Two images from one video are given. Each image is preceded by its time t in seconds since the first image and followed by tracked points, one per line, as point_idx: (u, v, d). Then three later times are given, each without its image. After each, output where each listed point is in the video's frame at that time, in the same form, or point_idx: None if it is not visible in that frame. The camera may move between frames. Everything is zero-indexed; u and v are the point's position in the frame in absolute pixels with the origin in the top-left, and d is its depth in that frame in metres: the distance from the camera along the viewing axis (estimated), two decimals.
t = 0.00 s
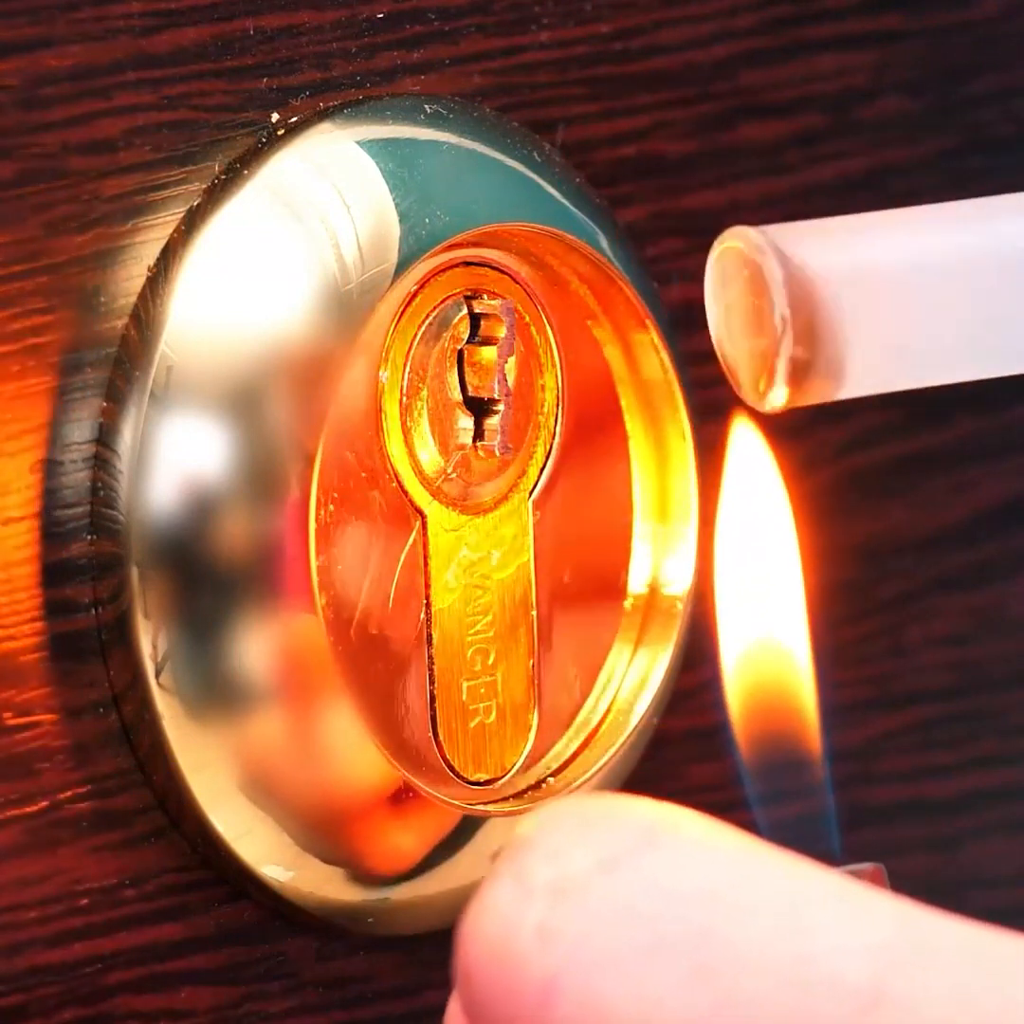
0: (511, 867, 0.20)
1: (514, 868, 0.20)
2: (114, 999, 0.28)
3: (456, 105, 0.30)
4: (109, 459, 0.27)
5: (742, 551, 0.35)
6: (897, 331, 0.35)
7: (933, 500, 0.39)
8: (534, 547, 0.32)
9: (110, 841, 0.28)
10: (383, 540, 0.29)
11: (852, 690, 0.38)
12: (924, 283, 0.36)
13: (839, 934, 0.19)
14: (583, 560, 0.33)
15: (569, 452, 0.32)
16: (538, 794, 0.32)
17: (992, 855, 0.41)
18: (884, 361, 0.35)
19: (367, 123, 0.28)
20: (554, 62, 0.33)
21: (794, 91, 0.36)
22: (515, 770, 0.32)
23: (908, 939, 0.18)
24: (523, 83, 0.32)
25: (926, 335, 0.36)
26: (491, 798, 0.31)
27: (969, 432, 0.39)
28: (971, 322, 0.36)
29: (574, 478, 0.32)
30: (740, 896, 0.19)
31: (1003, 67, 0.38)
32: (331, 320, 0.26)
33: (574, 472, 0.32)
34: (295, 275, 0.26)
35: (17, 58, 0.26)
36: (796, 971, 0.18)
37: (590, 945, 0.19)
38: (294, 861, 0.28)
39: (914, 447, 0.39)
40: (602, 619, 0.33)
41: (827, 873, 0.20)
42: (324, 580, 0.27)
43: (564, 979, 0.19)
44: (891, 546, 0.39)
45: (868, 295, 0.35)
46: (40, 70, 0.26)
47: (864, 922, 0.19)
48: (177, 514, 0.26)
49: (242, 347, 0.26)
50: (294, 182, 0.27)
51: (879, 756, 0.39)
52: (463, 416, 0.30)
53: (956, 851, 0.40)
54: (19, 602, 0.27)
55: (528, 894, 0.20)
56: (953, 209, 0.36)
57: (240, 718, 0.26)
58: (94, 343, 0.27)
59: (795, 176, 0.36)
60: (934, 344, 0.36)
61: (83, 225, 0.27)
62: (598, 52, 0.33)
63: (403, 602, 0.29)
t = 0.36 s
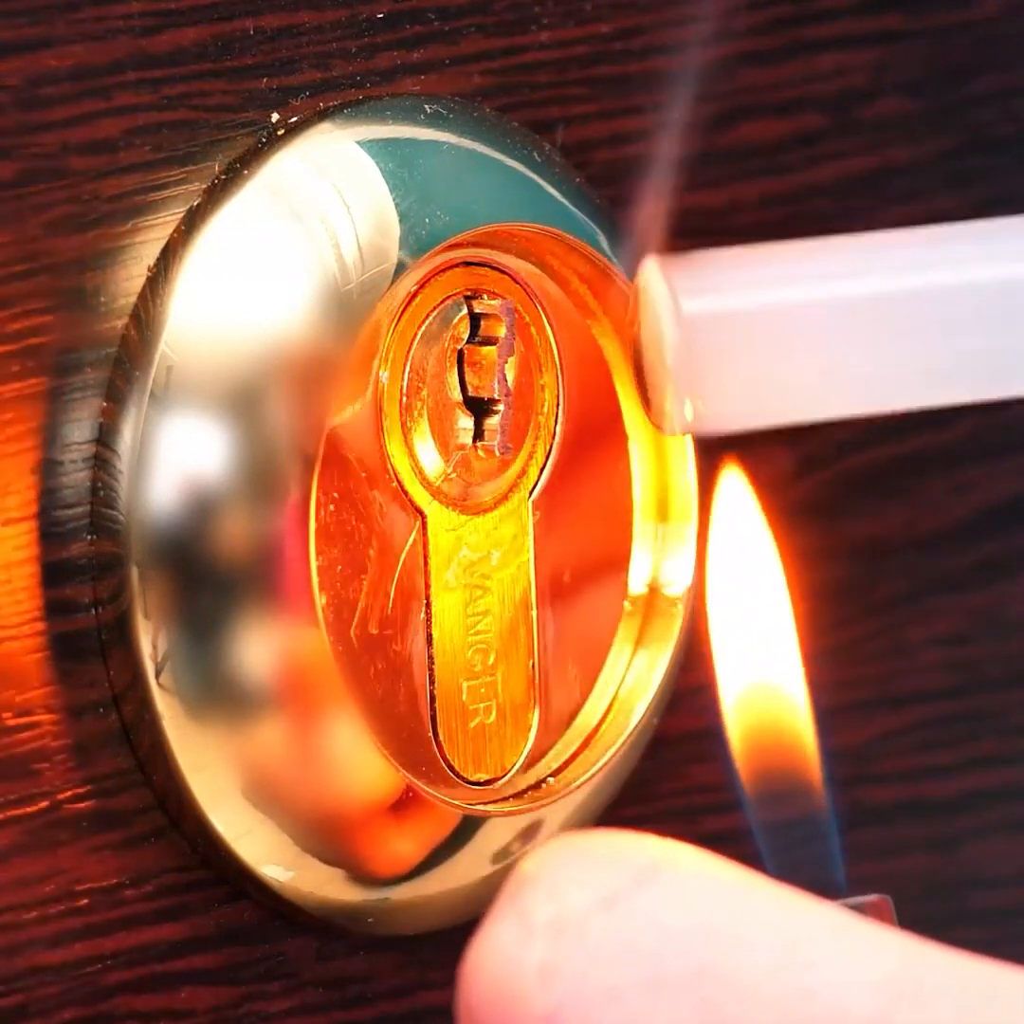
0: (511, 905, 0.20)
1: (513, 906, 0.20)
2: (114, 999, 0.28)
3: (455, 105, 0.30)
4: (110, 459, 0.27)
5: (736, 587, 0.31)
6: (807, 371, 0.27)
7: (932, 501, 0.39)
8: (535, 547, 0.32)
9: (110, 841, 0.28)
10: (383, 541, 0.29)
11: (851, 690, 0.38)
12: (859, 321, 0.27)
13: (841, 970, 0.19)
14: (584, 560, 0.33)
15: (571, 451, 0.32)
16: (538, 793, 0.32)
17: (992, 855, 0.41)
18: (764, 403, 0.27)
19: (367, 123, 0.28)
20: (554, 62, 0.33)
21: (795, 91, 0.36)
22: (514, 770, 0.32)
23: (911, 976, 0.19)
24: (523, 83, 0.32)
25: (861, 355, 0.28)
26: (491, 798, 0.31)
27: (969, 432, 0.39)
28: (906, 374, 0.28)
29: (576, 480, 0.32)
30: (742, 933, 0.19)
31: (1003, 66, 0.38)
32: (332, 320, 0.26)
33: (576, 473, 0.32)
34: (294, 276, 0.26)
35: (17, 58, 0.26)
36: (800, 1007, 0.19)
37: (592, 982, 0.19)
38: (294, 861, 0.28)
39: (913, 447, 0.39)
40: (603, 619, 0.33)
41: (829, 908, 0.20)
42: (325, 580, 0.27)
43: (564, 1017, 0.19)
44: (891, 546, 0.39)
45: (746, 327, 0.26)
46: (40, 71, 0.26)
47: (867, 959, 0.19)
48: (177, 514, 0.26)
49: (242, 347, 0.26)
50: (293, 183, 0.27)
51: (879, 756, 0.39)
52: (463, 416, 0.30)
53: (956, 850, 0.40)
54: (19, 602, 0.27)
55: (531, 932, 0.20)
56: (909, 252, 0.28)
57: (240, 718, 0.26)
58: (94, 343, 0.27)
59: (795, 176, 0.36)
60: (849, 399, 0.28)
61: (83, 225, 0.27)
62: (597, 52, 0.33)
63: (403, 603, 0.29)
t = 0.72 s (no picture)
0: (474, 960, 0.22)
1: (478, 960, 0.22)
2: (114, 999, 0.28)
3: (456, 105, 0.30)
4: (110, 459, 0.27)
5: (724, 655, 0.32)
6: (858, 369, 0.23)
7: (931, 501, 0.39)
8: (535, 547, 0.32)
9: (110, 841, 0.28)
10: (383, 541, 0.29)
11: (851, 691, 0.38)
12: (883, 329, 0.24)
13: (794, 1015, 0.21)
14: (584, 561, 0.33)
15: (571, 451, 0.32)
16: (538, 793, 0.32)
17: (991, 855, 0.41)
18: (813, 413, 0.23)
19: (367, 123, 0.28)
20: (554, 62, 0.33)
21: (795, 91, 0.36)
22: (513, 770, 0.32)
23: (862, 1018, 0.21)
24: (524, 83, 0.32)
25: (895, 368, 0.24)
26: (490, 798, 0.31)
27: (968, 432, 0.39)
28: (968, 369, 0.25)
29: (576, 481, 0.32)
30: (700, 983, 0.21)
31: (1002, 66, 0.38)
32: (332, 320, 0.26)
33: (576, 473, 0.32)
34: (294, 276, 0.26)
35: (18, 58, 0.26)
36: None
37: None
38: (294, 860, 0.28)
39: (913, 447, 0.39)
40: (603, 620, 0.33)
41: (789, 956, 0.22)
42: (325, 581, 0.27)
43: None
44: (891, 546, 0.39)
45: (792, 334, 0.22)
46: (41, 71, 0.26)
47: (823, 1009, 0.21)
48: (176, 515, 0.26)
49: (241, 347, 0.26)
50: (293, 183, 0.27)
51: (877, 756, 0.39)
52: (463, 416, 0.30)
53: (955, 850, 0.40)
54: (19, 602, 0.27)
55: (494, 984, 0.22)
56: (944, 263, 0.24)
57: (239, 717, 0.26)
58: (94, 343, 0.27)
59: (795, 177, 0.36)
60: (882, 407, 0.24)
61: (84, 225, 0.27)
62: (597, 52, 0.33)
63: (402, 604, 0.29)
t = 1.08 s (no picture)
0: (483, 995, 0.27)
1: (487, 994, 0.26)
2: (115, 999, 0.28)
3: (456, 105, 0.30)
4: (110, 459, 0.27)
5: (725, 708, 0.36)
6: (909, 379, 0.30)
7: (931, 501, 0.39)
8: (535, 547, 0.32)
9: (110, 840, 0.28)
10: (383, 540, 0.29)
11: (852, 691, 0.38)
12: (893, 328, 0.30)
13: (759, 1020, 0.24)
14: (582, 560, 0.33)
15: (569, 451, 0.32)
16: (538, 794, 0.32)
17: (991, 855, 0.41)
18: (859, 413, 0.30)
19: (366, 122, 0.28)
20: (554, 62, 0.33)
21: (795, 92, 0.36)
22: (513, 770, 0.32)
23: None
24: (524, 83, 0.32)
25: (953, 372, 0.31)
26: (490, 799, 0.31)
27: (967, 432, 0.39)
28: (985, 358, 0.31)
29: (575, 480, 0.32)
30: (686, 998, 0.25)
31: (1001, 66, 0.38)
32: (332, 321, 0.26)
33: (574, 473, 0.32)
34: (294, 276, 0.26)
35: (18, 58, 0.26)
36: None
37: None
38: (293, 860, 0.28)
39: (914, 447, 0.39)
40: (603, 619, 0.33)
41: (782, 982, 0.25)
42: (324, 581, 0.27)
43: None
44: (891, 546, 0.39)
45: (853, 348, 0.29)
46: (42, 71, 0.26)
47: None
48: (176, 515, 0.26)
49: (241, 348, 0.26)
50: (293, 183, 0.27)
51: (877, 756, 0.39)
52: (463, 416, 0.30)
53: (955, 850, 0.40)
54: (18, 601, 0.27)
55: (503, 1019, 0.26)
56: (902, 267, 0.30)
57: (239, 718, 0.26)
58: (94, 343, 0.27)
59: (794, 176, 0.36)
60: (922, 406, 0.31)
61: (84, 225, 0.27)
62: (597, 52, 0.33)
63: (403, 605, 0.29)
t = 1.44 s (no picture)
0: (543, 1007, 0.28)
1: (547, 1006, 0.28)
2: (114, 1000, 0.28)
3: (456, 105, 0.30)
4: (110, 459, 0.27)
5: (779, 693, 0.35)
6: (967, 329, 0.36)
7: (932, 501, 0.39)
8: (534, 547, 0.32)
9: (110, 841, 0.28)
10: (382, 541, 0.29)
11: (855, 690, 0.38)
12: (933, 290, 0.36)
13: None
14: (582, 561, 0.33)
15: (569, 451, 0.32)
16: (538, 794, 0.32)
17: (991, 855, 0.41)
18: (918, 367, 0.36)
19: (367, 122, 0.28)
20: (554, 63, 0.33)
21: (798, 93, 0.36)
22: (512, 770, 0.32)
23: None
24: (525, 83, 0.32)
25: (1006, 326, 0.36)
26: (489, 799, 0.31)
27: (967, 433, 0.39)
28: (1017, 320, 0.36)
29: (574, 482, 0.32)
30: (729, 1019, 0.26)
31: (998, 68, 0.38)
32: (332, 321, 0.26)
33: (573, 473, 0.32)
34: (295, 277, 0.26)
35: (19, 57, 0.26)
36: None
37: None
38: (294, 861, 0.28)
39: (916, 447, 0.39)
40: (603, 618, 0.33)
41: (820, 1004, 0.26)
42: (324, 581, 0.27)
43: None
44: (893, 547, 0.39)
45: (923, 309, 0.35)
46: (43, 71, 0.26)
47: None
48: (176, 515, 0.26)
49: (242, 348, 0.26)
50: (294, 183, 0.27)
51: (878, 756, 0.39)
52: (463, 416, 0.30)
53: (954, 850, 0.40)
54: (18, 602, 0.27)
55: None
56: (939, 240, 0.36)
57: (240, 718, 0.26)
58: (94, 343, 0.27)
59: (795, 176, 0.36)
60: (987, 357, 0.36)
61: (84, 225, 0.27)
62: (599, 52, 0.33)
63: (402, 605, 0.29)
